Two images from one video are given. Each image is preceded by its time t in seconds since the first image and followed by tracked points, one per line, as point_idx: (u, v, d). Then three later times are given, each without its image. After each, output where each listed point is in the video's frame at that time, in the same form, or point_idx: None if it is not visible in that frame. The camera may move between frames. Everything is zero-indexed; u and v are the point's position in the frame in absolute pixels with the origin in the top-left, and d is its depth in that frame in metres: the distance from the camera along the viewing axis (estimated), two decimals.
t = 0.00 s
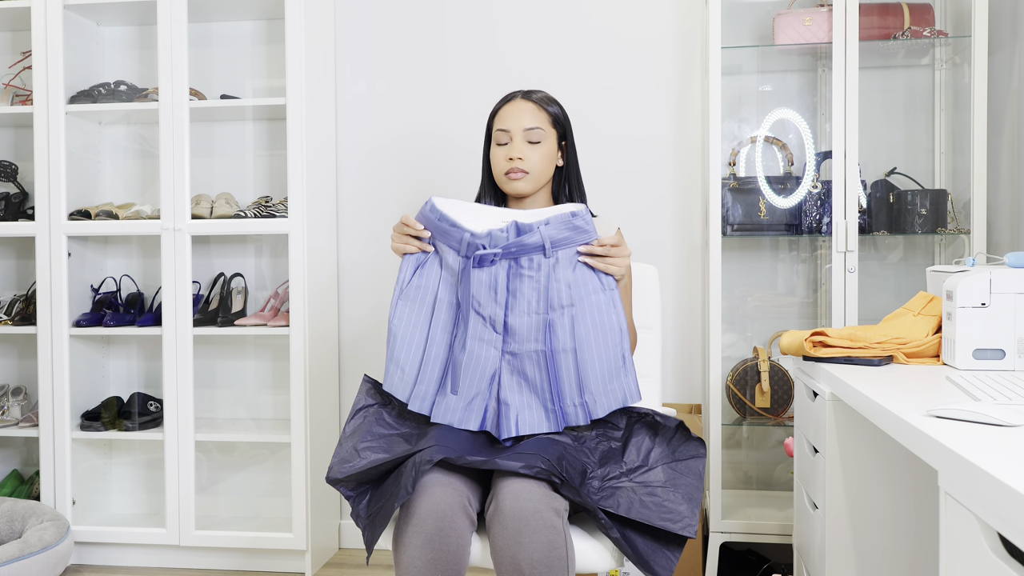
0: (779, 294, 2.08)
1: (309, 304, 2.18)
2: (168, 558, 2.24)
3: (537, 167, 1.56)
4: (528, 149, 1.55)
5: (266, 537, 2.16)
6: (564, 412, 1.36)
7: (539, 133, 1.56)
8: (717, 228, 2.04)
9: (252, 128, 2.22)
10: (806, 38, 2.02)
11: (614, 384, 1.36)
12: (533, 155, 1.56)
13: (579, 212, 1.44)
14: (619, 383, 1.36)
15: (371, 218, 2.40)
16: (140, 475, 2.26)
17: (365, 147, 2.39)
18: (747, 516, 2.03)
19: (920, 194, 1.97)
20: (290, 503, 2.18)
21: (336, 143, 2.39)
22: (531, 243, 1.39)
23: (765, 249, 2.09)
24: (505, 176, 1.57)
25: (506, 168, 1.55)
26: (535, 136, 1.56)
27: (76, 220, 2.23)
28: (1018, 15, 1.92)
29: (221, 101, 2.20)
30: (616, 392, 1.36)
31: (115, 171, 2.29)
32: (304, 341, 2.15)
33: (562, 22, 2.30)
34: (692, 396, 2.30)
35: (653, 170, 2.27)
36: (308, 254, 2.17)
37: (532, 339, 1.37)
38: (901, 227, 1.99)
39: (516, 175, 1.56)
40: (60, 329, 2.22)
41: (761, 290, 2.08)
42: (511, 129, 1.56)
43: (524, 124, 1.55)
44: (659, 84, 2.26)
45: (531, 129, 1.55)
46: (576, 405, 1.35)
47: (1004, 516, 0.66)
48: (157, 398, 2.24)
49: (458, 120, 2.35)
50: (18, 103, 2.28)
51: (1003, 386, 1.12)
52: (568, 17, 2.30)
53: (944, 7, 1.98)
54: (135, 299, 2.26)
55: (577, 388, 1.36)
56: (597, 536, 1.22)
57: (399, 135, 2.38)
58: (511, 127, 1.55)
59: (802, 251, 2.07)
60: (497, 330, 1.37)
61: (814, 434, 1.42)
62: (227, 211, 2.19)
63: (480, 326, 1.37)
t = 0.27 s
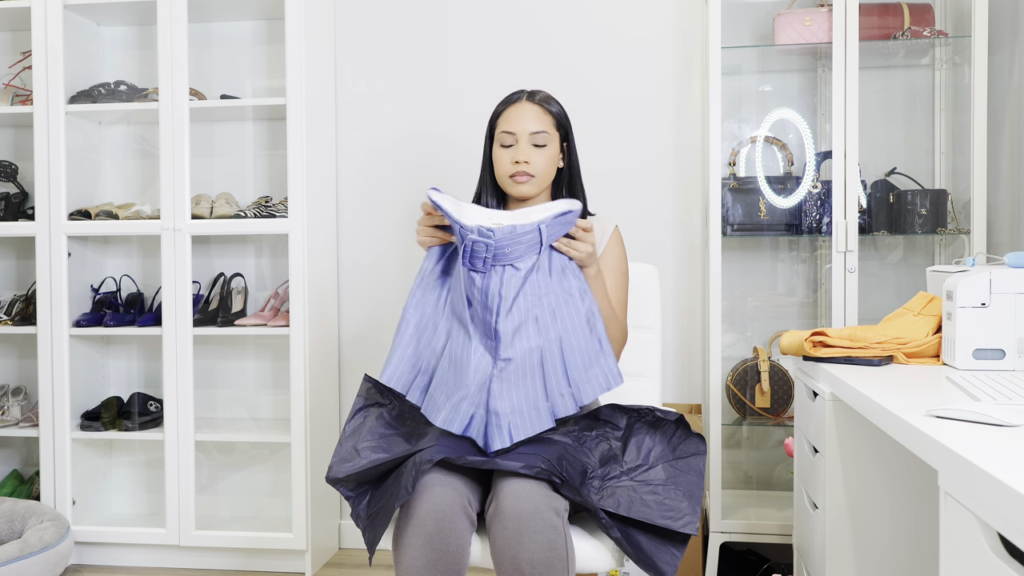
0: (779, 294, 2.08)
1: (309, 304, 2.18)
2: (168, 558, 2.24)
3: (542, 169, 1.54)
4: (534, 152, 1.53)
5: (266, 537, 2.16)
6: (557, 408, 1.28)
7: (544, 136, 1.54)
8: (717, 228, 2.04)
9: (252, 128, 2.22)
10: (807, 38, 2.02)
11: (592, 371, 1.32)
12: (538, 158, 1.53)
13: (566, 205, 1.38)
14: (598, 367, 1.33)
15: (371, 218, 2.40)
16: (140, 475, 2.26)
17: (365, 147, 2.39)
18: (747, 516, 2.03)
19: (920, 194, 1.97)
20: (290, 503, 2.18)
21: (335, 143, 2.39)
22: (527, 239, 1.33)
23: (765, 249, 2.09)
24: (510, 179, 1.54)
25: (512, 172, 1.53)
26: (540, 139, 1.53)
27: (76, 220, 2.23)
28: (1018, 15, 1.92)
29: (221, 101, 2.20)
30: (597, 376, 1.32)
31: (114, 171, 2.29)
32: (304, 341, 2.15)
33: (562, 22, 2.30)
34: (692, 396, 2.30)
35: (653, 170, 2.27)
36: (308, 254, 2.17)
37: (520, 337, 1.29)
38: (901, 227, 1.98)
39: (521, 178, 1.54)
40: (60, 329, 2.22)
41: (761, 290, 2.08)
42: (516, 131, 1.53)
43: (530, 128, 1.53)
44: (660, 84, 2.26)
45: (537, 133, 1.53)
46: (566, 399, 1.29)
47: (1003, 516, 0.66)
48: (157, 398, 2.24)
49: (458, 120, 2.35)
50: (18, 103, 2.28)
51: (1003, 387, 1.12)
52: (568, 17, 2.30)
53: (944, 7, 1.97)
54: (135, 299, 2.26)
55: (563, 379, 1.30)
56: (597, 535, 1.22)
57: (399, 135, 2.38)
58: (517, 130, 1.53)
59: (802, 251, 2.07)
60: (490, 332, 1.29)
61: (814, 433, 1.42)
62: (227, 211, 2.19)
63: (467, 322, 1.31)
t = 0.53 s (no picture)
0: (779, 294, 2.08)
1: (309, 304, 2.18)
2: (168, 558, 2.24)
3: (543, 170, 1.54)
4: (536, 153, 1.53)
5: (266, 537, 2.17)
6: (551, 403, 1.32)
7: (546, 137, 1.54)
8: (717, 228, 2.04)
9: (251, 127, 2.22)
10: (806, 38, 2.02)
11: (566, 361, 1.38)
12: (540, 159, 1.53)
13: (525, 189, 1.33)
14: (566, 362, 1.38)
15: (371, 218, 2.40)
16: (139, 475, 2.26)
17: (365, 148, 2.40)
18: (747, 516, 2.03)
19: (920, 194, 1.97)
20: (290, 503, 2.18)
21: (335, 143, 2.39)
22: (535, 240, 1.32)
23: (764, 249, 2.09)
24: (511, 178, 1.54)
25: (513, 171, 1.53)
26: (542, 140, 1.53)
27: (76, 220, 2.24)
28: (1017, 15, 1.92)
29: (221, 101, 2.20)
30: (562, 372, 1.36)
31: (114, 171, 2.29)
32: (304, 341, 2.15)
33: (562, 21, 2.30)
34: (692, 396, 2.30)
35: (652, 170, 2.27)
36: (308, 254, 2.17)
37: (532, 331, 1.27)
38: (901, 227, 1.99)
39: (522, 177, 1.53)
40: (61, 329, 2.22)
41: (761, 290, 2.08)
42: (518, 131, 1.52)
43: (531, 128, 1.52)
44: (659, 84, 2.26)
45: (539, 133, 1.53)
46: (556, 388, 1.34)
47: (1003, 516, 0.66)
48: (157, 398, 2.24)
49: (458, 119, 2.35)
50: (18, 103, 2.28)
51: (1003, 387, 1.12)
52: (569, 16, 2.30)
53: (944, 6, 1.97)
54: (134, 299, 2.26)
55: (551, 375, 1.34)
56: (597, 535, 1.22)
57: (399, 135, 2.38)
58: (519, 130, 1.52)
59: (802, 251, 2.07)
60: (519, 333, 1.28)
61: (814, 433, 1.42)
62: (227, 211, 2.19)
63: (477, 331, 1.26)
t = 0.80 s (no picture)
0: (779, 294, 2.08)
1: (309, 304, 2.18)
2: (168, 558, 2.24)
3: (542, 168, 1.53)
4: (534, 150, 1.52)
5: (266, 537, 2.17)
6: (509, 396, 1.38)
7: (545, 135, 1.53)
8: (717, 228, 2.04)
9: (251, 128, 2.22)
10: (806, 38, 2.02)
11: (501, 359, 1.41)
12: (539, 156, 1.52)
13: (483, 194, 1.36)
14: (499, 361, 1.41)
15: (370, 218, 2.40)
16: (139, 475, 2.26)
17: (365, 148, 2.39)
18: (747, 516, 2.03)
19: (920, 194, 1.97)
20: (290, 503, 2.18)
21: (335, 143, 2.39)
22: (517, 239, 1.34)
23: (764, 249, 2.09)
24: (510, 176, 1.53)
25: (512, 168, 1.52)
26: (541, 137, 1.53)
27: (76, 220, 2.24)
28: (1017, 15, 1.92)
29: (221, 101, 2.20)
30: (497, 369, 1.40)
31: (114, 171, 2.29)
32: (304, 341, 2.15)
33: (563, 21, 2.30)
34: (692, 396, 2.30)
35: (652, 169, 2.27)
36: (308, 254, 2.17)
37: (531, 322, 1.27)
38: (901, 227, 1.99)
39: (521, 175, 1.53)
40: (61, 329, 2.22)
41: (761, 290, 2.08)
42: (517, 129, 1.52)
43: (530, 125, 1.52)
44: (659, 84, 2.26)
45: (537, 131, 1.52)
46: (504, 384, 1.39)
47: (1004, 516, 0.66)
48: (157, 398, 2.24)
49: (458, 119, 2.35)
50: (18, 103, 2.28)
51: (1003, 386, 1.12)
52: (568, 16, 2.30)
53: (944, 6, 1.97)
54: (134, 298, 2.26)
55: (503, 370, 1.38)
56: (597, 536, 1.22)
57: (399, 135, 2.38)
58: (518, 128, 1.52)
59: (802, 251, 2.07)
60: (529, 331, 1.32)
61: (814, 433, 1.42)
62: (227, 211, 2.19)
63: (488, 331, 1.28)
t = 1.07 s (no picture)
0: (779, 294, 2.08)
1: (309, 304, 2.18)
2: (168, 558, 2.24)
3: (538, 164, 1.53)
4: (530, 147, 1.52)
5: (266, 537, 2.17)
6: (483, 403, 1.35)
7: (540, 132, 1.53)
8: (717, 228, 2.04)
9: (251, 128, 2.22)
10: (806, 38, 2.02)
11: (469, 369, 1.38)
12: (534, 152, 1.52)
13: (464, 190, 1.39)
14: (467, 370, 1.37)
15: (370, 217, 2.40)
16: (139, 475, 2.26)
17: (366, 147, 2.39)
18: (747, 516, 2.03)
19: (920, 194, 1.97)
20: (290, 503, 2.18)
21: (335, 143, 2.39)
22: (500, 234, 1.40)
23: (764, 249, 2.09)
24: (507, 173, 1.54)
25: (507, 166, 1.52)
26: (536, 134, 1.53)
27: (76, 220, 2.24)
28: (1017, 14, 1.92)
29: (221, 101, 2.20)
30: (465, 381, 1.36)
31: (114, 171, 2.29)
32: (304, 341, 2.15)
33: (563, 21, 2.30)
34: (692, 396, 2.30)
35: (651, 169, 2.28)
36: (308, 254, 2.17)
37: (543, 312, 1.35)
38: (901, 227, 1.99)
39: (516, 172, 1.53)
40: (61, 330, 2.22)
41: (761, 291, 2.08)
42: (513, 127, 1.53)
43: (526, 122, 1.52)
44: (659, 85, 2.26)
45: (533, 127, 1.52)
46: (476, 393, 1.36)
47: (1003, 516, 0.66)
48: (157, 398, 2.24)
49: (458, 119, 2.35)
50: (18, 103, 2.28)
51: (1002, 387, 1.12)
52: (568, 16, 2.30)
53: (943, 6, 1.97)
54: (134, 298, 2.26)
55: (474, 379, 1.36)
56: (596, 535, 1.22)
57: (400, 135, 2.38)
58: (513, 126, 1.53)
59: (802, 251, 2.07)
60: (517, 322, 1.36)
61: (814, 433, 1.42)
62: (227, 211, 2.19)
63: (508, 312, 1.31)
